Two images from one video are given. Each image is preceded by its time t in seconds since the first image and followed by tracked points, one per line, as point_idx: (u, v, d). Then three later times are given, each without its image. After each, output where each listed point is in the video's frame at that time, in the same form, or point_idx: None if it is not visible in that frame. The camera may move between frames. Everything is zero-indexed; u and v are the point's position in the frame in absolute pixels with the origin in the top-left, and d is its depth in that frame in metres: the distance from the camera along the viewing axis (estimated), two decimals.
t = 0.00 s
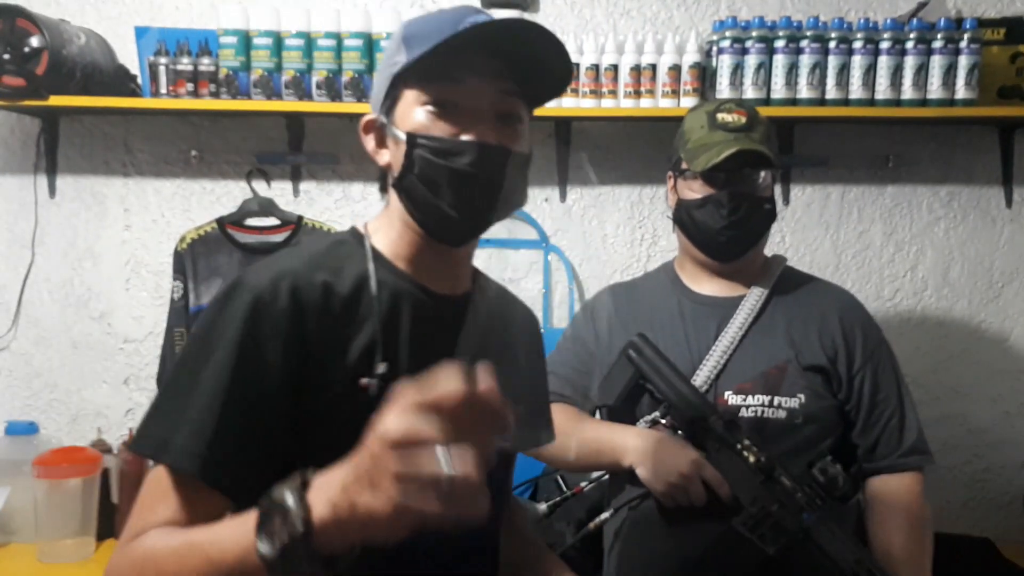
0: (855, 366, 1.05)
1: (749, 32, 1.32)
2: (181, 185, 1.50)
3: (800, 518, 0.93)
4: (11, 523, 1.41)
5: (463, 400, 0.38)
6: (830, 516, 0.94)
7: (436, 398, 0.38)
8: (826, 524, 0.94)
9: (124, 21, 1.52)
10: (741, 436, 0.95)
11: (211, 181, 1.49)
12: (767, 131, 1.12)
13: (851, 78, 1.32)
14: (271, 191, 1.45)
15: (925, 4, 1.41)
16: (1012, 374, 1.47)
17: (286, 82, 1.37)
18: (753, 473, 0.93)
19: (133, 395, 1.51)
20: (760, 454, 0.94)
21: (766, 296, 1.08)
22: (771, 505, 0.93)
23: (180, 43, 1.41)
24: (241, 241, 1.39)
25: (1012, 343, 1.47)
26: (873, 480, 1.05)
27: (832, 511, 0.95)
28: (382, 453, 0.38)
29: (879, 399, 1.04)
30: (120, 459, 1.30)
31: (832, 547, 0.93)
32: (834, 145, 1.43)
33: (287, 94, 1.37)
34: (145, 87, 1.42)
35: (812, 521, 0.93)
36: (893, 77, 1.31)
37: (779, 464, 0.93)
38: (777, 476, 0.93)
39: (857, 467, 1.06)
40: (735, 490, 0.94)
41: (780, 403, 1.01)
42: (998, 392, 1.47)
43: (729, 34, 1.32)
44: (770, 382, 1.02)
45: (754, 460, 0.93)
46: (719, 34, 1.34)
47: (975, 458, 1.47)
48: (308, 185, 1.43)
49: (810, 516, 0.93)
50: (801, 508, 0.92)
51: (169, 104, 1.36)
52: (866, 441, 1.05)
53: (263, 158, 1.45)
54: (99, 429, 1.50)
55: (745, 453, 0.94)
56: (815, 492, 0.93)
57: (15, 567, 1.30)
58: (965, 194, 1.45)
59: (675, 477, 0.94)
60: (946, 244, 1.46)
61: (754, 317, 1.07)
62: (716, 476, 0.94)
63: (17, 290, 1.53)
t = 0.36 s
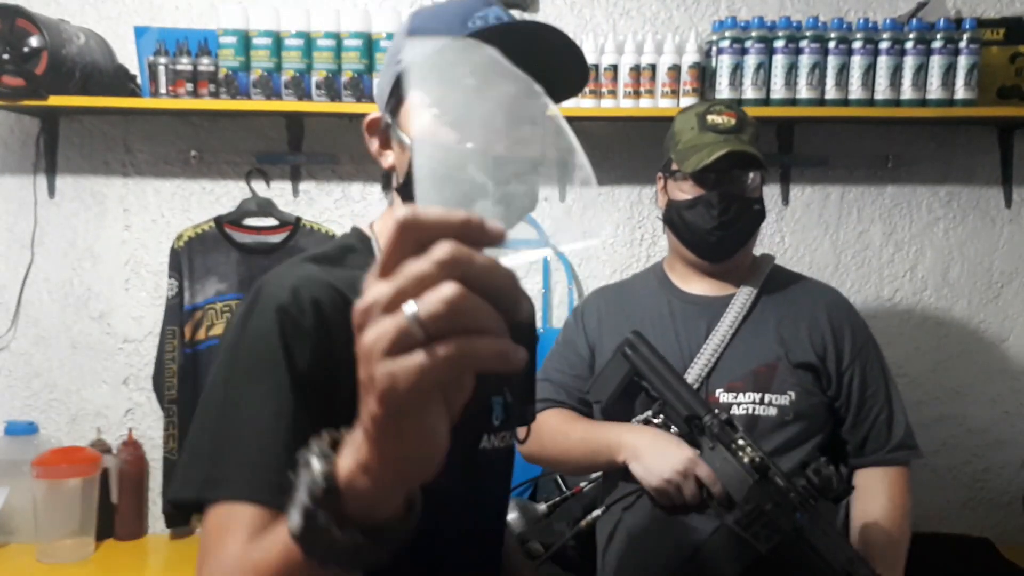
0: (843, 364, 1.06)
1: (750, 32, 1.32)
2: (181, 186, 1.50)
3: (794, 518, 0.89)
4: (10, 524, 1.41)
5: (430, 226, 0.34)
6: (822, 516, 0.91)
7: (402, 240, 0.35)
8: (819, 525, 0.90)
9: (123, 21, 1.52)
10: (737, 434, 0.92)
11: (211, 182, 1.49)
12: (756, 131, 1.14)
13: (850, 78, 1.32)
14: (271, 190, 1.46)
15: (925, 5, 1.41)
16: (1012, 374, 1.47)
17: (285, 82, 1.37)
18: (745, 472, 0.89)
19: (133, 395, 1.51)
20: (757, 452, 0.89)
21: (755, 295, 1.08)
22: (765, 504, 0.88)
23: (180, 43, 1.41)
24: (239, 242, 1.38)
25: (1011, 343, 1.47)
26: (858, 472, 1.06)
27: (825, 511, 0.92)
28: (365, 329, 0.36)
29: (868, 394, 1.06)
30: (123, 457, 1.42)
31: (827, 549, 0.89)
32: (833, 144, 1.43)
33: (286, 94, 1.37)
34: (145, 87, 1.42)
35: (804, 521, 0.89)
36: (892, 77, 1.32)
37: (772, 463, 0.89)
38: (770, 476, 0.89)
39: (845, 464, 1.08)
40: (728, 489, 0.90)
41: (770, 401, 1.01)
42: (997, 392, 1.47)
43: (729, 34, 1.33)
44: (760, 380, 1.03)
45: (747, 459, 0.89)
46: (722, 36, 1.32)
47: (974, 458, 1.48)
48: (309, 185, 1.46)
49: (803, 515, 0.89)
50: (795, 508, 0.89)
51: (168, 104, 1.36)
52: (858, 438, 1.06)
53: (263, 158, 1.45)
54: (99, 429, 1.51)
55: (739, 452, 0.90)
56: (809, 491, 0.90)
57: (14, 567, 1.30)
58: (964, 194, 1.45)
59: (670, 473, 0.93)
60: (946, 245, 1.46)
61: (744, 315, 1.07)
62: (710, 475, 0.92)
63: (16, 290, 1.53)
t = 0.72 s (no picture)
0: (835, 361, 1.18)
1: (749, 32, 1.32)
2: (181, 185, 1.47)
3: (786, 517, 0.97)
4: (8, 524, 1.41)
5: (464, 357, 0.30)
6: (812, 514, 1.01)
7: (427, 364, 0.30)
8: (812, 526, 1.01)
9: (124, 21, 1.53)
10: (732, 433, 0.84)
11: (211, 181, 1.49)
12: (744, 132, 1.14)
13: (850, 78, 1.35)
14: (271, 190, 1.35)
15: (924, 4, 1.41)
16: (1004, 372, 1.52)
17: (286, 82, 1.37)
18: (739, 471, 0.88)
19: (133, 395, 1.48)
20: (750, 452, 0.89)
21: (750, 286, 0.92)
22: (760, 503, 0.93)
23: (180, 43, 1.41)
24: (236, 240, 1.41)
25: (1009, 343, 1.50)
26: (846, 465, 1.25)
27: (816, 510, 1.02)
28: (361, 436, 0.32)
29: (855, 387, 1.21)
30: (123, 457, 1.39)
31: (817, 548, 1.02)
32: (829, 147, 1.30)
33: (286, 94, 1.36)
34: (145, 87, 1.42)
35: (797, 519, 0.99)
36: (892, 77, 1.34)
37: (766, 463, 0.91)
38: (764, 474, 0.93)
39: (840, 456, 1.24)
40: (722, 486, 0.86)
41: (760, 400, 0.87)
42: (993, 391, 1.51)
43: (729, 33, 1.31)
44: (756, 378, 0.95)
45: (743, 460, 0.88)
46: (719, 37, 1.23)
47: (976, 459, 1.47)
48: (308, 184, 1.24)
49: (795, 515, 0.99)
50: (788, 507, 0.98)
51: (168, 104, 1.36)
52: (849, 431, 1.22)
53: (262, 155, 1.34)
54: (98, 429, 1.48)
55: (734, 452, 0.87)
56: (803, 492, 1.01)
57: (13, 566, 1.31)
58: (965, 194, 1.47)
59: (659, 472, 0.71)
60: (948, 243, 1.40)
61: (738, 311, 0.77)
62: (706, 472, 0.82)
63: (16, 290, 1.54)
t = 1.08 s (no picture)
0: (836, 362, 1.30)
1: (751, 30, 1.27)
2: (181, 186, 1.38)
3: (798, 517, 0.92)
4: (9, 524, 1.42)
5: (436, 421, 0.21)
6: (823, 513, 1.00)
7: (383, 431, 0.21)
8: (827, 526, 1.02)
9: (123, 21, 1.53)
10: (742, 433, 0.74)
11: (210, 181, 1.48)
12: (746, 132, 1.12)
13: (850, 78, 1.38)
14: (270, 190, 1.30)
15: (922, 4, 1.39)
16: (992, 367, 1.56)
17: (285, 82, 1.38)
18: (747, 474, 0.78)
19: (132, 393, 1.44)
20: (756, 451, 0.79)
21: (754, 285, 0.88)
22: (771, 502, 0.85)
23: (180, 42, 1.43)
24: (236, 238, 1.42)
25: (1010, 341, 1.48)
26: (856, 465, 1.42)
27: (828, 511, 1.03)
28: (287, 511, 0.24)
29: (859, 388, 1.37)
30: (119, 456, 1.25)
31: (831, 546, 1.02)
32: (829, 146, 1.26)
33: (285, 94, 1.36)
34: (145, 88, 1.44)
35: (808, 518, 0.96)
36: (892, 77, 1.38)
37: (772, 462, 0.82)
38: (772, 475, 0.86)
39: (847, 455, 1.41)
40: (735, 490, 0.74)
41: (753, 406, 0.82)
42: (993, 393, 1.52)
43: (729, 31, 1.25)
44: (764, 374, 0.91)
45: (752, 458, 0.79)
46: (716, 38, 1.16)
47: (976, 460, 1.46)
48: (308, 185, 1.20)
49: (807, 515, 0.96)
50: (799, 506, 0.94)
51: (168, 104, 1.39)
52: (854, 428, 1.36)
53: (262, 156, 1.32)
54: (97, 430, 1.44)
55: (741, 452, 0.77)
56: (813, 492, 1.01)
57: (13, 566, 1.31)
58: (965, 191, 1.45)
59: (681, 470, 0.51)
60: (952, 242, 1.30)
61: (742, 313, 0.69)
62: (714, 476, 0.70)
63: (16, 290, 1.60)
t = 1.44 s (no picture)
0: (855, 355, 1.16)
1: (749, 30, 1.25)
2: (181, 184, 1.44)
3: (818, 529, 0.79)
4: (10, 523, 1.41)
5: (452, 457, 0.30)
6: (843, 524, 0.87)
7: (406, 469, 0.30)
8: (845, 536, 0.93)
9: (124, 21, 1.53)
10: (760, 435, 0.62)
11: (211, 181, 1.49)
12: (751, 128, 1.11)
13: (851, 77, 1.41)
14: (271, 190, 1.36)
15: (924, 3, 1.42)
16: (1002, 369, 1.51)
17: (286, 81, 1.38)
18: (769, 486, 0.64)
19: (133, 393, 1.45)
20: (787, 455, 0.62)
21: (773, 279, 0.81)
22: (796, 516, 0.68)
23: (180, 43, 1.42)
24: (231, 236, 1.38)
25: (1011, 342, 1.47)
26: (876, 467, 1.66)
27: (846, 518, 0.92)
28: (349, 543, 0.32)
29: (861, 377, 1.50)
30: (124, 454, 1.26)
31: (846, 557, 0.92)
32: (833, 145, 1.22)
33: (287, 94, 1.37)
34: (145, 87, 1.43)
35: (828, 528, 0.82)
36: (892, 77, 1.41)
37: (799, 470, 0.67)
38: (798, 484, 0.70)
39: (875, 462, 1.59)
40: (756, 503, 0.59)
41: (792, 401, 0.62)
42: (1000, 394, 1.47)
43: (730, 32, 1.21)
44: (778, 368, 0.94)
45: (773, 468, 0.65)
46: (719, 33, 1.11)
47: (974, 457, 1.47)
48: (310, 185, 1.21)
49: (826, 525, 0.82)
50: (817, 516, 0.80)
51: (168, 104, 1.37)
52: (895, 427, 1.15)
53: (264, 157, 1.41)
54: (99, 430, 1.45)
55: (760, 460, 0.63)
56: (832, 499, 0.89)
57: (14, 566, 1.31)
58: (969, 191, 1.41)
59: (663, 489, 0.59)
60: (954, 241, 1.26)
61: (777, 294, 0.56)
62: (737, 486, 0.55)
63: (17, 289, 1.57)
